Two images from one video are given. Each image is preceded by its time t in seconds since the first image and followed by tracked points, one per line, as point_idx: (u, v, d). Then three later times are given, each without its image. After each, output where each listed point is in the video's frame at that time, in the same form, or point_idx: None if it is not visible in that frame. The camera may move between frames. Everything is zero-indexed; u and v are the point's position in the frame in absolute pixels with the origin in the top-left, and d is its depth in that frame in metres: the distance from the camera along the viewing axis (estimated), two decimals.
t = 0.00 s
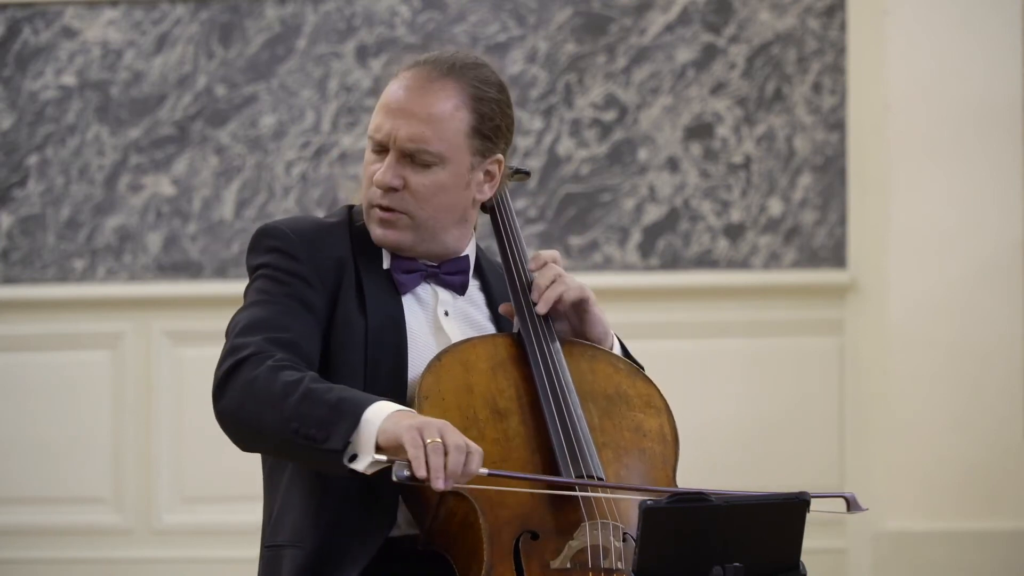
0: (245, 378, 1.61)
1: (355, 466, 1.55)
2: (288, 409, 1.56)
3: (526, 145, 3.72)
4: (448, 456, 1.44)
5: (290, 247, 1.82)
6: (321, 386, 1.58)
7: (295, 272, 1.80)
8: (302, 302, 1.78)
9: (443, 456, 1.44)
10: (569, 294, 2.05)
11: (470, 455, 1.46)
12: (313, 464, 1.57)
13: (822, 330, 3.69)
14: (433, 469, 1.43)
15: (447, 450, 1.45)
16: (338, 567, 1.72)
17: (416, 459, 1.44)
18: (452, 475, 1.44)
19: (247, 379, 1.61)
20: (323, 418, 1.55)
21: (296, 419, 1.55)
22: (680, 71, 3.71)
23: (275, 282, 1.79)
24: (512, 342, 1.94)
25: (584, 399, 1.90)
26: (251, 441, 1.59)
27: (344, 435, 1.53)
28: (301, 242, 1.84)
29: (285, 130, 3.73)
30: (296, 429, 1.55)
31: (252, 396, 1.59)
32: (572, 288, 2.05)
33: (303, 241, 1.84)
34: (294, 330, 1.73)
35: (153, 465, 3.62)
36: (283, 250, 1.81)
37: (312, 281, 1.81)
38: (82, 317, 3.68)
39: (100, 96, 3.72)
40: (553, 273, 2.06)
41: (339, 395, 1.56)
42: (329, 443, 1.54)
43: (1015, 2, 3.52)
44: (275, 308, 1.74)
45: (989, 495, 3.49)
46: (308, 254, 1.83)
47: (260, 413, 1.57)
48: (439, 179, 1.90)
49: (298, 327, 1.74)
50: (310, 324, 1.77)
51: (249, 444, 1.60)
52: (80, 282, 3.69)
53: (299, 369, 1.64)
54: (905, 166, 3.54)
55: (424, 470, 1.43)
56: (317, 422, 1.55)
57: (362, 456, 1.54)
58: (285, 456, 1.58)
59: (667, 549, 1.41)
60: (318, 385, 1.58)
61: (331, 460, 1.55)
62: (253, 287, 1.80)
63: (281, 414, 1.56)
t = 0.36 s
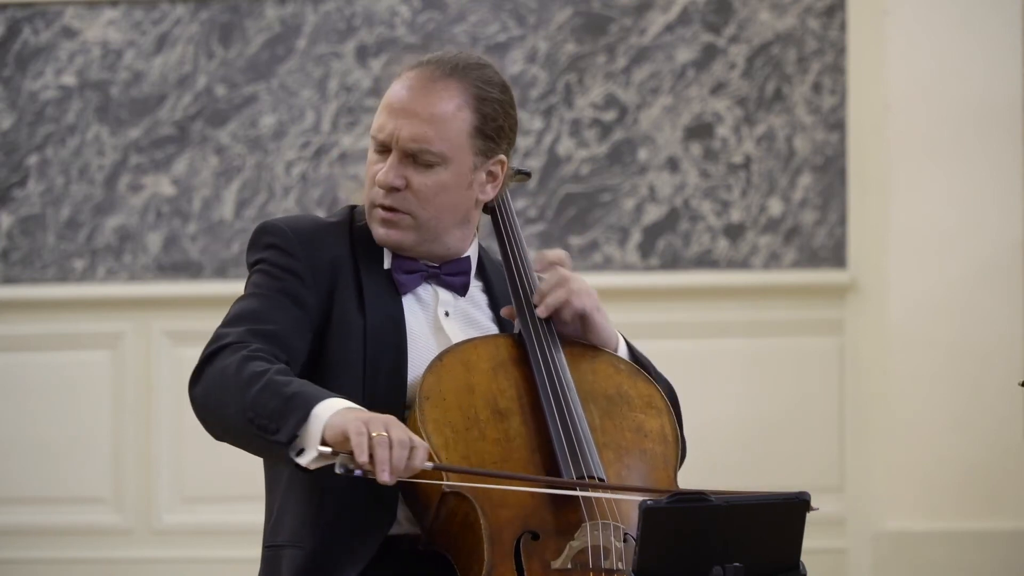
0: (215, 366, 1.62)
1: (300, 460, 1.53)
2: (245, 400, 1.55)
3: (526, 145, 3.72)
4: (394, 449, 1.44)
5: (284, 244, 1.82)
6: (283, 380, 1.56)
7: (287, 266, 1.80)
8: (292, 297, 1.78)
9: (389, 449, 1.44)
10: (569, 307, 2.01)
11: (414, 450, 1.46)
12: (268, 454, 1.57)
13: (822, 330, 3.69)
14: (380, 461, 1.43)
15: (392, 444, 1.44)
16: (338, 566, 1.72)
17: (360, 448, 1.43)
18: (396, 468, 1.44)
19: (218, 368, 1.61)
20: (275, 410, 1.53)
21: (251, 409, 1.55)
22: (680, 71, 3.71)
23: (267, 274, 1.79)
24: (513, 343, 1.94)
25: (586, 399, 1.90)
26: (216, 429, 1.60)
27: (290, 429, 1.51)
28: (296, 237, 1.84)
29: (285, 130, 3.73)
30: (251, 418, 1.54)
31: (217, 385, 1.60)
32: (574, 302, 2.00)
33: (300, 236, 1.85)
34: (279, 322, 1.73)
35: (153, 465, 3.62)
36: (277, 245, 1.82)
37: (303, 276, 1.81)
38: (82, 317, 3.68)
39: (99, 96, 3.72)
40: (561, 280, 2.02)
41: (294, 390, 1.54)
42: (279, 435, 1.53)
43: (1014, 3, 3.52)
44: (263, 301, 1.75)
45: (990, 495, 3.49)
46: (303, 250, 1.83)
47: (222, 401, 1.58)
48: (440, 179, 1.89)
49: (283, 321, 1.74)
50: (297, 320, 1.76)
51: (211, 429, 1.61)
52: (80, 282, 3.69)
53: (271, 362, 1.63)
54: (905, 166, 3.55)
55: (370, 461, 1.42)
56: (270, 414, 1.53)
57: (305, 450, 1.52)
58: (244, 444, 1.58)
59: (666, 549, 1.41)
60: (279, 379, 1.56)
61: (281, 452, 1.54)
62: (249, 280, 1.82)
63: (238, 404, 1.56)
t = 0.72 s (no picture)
0: (185, 354, 1.64)
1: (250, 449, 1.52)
2: (204, 389, 1.57)
3: (526, 145, 3.72)
4: (336, 429, 1.41)
5: (278, 244, 1.84)
6: (240, 372, 1.57)
7: (274, 264, 1.82)
8: (279, 295, 1.79)
9: (332, 430, 1.41)
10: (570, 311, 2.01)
11: (357, 430, 1.43)
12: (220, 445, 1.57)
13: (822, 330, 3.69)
14: (322, 441, 1.40)
15: (333, 425, 1.42)
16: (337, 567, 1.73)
17: (304, 431, 1.41)
18: (340, 449, 1.41)
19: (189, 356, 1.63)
20: (226, 401, 1.54)
21: (207, 398, 1.56)
22: (680, 71, 3.71)
23: (254, 271, 1.81)
24: (512, 343, 1.94)
25: (585, 400, 1.90)
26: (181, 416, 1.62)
27: (237, 420, 1.51)
28: (289, 238, 1.85)
29: (285, 130, 3.73)
30: (204, 408, 1.56)
31: (183, 373, 1.62)
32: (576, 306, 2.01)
33: (291, 236, 1.86)
34: (260, 319, 1.74)
35: (153, 466, 3.62)
36: (268, 244, 1.84)
37: (292, 275, 1.82)
38: (82, 316, 3.69)
39: (99, 96, 3.73)
40: (563, 284, 2.02)
41: (246, 381, 1.54)
42: (227, 426, 1.53)
43: (1014, 3, 3.52)
44: (249, 298, 1.76)
45: (990, 495, 3.49)
46: (294, 249, 1.85)
47: (185, 389, 1.60)
48: (439, 178, 1.90)
49: (265, 319, 1.75)
50: (280, 318, 1.77)
51: (173, 415, 1.63)
52: (80, 282, 3.69)
53: (238, 355, 1.64)
54: (905, 166, 3.55)
55: (312, 441, 1.40)
56: (222, 404, 1.54)
57: (253, 438, 1.51)
58: (201, 434, 1.59)
59: (665, 550, 1.41)
60: (237, 370, 1.57)
61: (229, 442, 1.54)
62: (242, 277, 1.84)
63: (197, 392, 1.57)
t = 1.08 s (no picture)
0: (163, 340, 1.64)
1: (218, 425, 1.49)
2: (173, 371, 1.56)
3: (526, 145, 3.72)
4: (292, 403, 1.40)
5: (271, 242, 1.83)
6: (210, 356, 1.55)
7: (264, 260, 1.81)
8: (268, 293, 1.78)
9: (287, 403, 1.40)
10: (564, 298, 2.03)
11: (314, 406, 1.42)
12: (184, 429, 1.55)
13: (822, 330, 3.69)
14: (278, 415, 1.39)
15: (290, 399, 1.40)
16: (338, 565, 1.73)
17: (259, 403, 1.39)
18: (295, 423, 1.40)
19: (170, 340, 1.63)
20: (191, 381, 1.52)
21: (174, 380, 1.55)
22: (680, 71, 3.71)
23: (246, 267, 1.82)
24: (511, 345, 1.94)
25: (584, 402, 1.90)
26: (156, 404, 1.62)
27: (197, 397, 1.49)
28: (283, 239, 1.85)
29: (285, 130, 3.73)
30: (169, 388, 1.55)
31: (159, 358, 1.62)
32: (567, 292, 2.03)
33: (283, 235, 1.86)
34: (244, 311, 1.73)
35: (153, 466, 3.62)
36: (262, 243, 1.84)
37: (283, 274, 1.81)
38: (82, 317, 3.68)
39: (99, 96, 3.72)
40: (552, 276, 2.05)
41: (210, 363, 1.53)
42: (188, 405, 1.51)
43: (1014, 3, 3.52)
44: (237, 293, 1.76)
45: (990, 495, 3.49)
46: (288, 249, 1.84)
47: (158, 372, 1.59)
48: (432, 176, 1.90)
49: (248, 314, 1.73)
50: (264, 315, 1.75)
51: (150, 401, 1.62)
52: (80, 282, 3.69)
53: (213, 342, 1.63)
54: (905, 166, 3.55)
55: (268, 414, 1.38)
56: (186, 384, 1.53)
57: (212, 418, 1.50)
58: (168, 418, 1.58)
59: (665, 550, 1.41)
60: (206, 354, 1.56)
61: (191, 423, 1.52)
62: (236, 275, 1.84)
63: (166, 374, 1.57)
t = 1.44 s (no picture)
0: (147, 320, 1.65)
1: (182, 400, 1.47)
2: (143, 345, 1.56)
3: (526, 145, 3.72)
4: (250, 373, 1.39)
5: (266, 238, 1.84)
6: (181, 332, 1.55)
7: (257, 254, 1.82)
8: (260, 286, 1.79)
9: (245, 373, 1.39)
10: (572, 313, 2.01)
11: (272, 379, 1.41)
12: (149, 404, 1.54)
13: (822, 330, 3.69)
14: (236, 384, 1.38)
15: (248, 370, 1.40)
16: (332, 564, 1.72)
17: (215, 373, 1.39)
18: (252, 394, 1.38)
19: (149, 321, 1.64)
20: (158, 352, 1.52)
21: (143, 354, 1.55)
22: (680, 71, 3.71)
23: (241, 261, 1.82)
24: (512, 347, 1.94)
25: (585, 404, 1.90)
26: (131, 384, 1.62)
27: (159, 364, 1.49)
28: (278, 234, 1.86)
29: (285, 130, 3.73)
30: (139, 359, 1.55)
31: (135, 337, 1.62)
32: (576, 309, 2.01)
33: (278, 231, 1.87)
34: (233, 299, 1.73)
35: (153, 466, 3.63)
36: (257, 238, 1.85)
37: (275, 268, 1.82)
38: (82, 316, 3.68)
39: (99, 96, 3.72)
40: (566, 288, 2.01)
41: (175, 337, 1.53)
42: (152, 375, 1.51)
43: (1014, 3, 3.52)
44: (228, 283, 1.76)
45: (990, 495, 3.49)
46: (282, 244, 1.85)
47: (131, 350, 1.59)
48: (423, 172, 1.90)
49: (236, 302, 1.73)
50: (253, 306, 1.75)
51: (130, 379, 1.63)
52: (80, 282, 3.69)
53: (194, 322, 1.63)
54: (905, 166, 3.55)
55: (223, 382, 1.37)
56: (153, 356, 1.52)
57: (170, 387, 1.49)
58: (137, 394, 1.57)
59: (664, 550, 1.41)
60: (176, 330, 1.55)
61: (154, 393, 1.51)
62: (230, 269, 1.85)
63: (136, 349, 1.57)
